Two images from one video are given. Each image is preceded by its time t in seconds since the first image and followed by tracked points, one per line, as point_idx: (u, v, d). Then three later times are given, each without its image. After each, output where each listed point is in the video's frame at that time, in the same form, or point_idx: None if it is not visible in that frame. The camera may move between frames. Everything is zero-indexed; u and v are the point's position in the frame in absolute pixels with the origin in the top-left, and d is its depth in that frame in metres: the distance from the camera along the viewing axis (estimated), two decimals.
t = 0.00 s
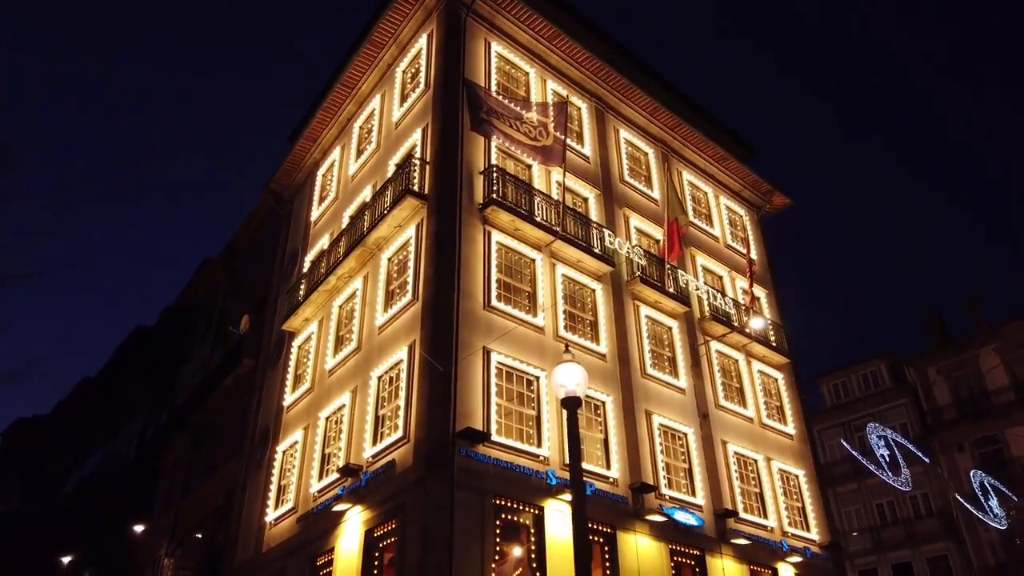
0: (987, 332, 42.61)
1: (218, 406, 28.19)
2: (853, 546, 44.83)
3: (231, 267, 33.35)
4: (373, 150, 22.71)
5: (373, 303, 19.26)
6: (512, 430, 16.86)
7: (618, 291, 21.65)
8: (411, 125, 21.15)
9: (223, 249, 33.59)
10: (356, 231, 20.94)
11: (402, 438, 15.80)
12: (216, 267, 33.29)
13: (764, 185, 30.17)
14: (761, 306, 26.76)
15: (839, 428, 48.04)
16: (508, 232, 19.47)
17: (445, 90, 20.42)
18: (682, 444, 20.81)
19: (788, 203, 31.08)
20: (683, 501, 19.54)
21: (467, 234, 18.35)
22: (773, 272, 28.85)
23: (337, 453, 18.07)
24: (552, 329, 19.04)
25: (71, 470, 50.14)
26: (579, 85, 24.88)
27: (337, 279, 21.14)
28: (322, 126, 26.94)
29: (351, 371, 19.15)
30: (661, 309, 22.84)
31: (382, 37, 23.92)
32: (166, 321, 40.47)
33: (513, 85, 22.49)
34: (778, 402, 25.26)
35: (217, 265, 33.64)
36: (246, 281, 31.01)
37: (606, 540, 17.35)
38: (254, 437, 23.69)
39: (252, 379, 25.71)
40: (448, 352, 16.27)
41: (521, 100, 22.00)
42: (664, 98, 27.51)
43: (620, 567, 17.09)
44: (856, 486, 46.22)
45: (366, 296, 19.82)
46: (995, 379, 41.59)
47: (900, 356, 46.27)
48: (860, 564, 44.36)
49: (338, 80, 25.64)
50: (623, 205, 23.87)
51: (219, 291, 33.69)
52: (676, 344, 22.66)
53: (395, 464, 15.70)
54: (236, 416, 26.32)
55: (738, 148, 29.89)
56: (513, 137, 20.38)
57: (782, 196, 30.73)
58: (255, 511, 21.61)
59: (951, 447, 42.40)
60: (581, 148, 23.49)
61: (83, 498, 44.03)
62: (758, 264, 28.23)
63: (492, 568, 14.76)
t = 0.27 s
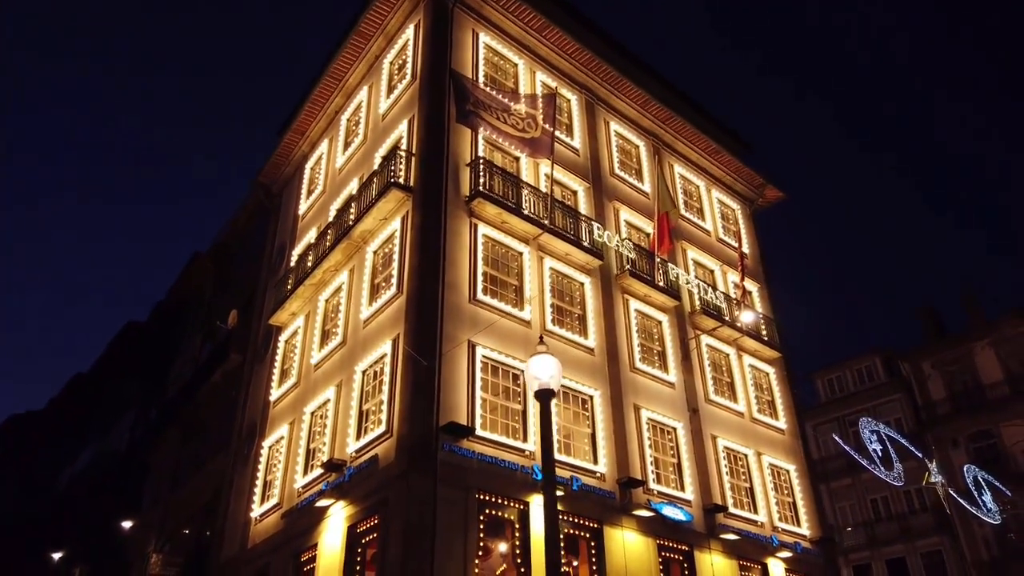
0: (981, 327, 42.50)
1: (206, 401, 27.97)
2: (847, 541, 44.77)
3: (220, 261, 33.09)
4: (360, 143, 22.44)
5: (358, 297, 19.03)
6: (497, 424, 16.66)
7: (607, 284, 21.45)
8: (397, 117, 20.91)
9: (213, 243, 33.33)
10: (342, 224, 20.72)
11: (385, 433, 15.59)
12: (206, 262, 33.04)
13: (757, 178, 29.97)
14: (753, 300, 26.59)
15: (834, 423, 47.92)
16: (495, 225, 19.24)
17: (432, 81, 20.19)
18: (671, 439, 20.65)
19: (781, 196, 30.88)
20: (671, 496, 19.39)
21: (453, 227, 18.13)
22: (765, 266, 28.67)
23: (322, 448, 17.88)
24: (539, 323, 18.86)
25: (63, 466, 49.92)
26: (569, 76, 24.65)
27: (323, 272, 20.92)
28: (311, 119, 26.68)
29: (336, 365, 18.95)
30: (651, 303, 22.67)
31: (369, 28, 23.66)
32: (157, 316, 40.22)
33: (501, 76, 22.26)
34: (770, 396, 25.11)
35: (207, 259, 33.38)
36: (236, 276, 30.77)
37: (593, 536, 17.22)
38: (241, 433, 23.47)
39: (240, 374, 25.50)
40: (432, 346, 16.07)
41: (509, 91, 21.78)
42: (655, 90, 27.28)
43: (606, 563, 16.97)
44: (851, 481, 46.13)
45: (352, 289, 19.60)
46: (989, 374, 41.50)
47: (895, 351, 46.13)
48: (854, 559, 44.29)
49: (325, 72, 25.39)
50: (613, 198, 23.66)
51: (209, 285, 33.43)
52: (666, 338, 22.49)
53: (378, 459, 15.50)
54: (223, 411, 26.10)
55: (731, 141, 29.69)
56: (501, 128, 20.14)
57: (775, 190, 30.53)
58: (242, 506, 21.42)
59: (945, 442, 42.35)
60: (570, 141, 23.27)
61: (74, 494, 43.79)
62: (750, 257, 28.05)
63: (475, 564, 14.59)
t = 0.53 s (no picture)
0: (979, 319, 42.34)
1: (198, 393, 27.83)
2: (844, 534, 44.68)
3: (213, 253, 32.90)
4: (350, 132, 22.23)
5: (347, 286, 18.86)
6: (484, 415, 16.52)
7: (598, 275, 21.28)
8: (386, 105, 20.72)
9: (206, 235, 33.13)
10: (330, 214, 20.54)
11: (371, 423, 15.45)
12: (199, 254, 32.87)
13: (752, 169, 29.78)
14: (747, 291, 26.43)
15: (831, 416, 47.79)
16: (484, 214, 19.06)
17: (421, 69, 20.00)
18: (663, 430, 20.52)
19: (777, 187, 30.67)
20: (662, 487, 19.26)
21: (442, 216, 17.96)
22: (760, 257, 28.50)
23: (309, 439, 17.74)
24: (529, 313, 18.70)
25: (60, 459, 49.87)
26: (561, 65, 24.44)
27: (312, 263, 20.76)
28: (302, 109, 26.48)
29: (324, 355, 18.79)
30: (643, 294, 22.51)
31: (359, 16, 23.45)
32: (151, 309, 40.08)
33: (492, 64, 22.07)
34: (763, 387, 24.96)
35: (200, 251, 33.21)
36: (228, 268, 30.61)
37: (582, 527, 17.08)
38: (231, 424, 23.33)
39: (231, 366, 25.35)
40: (419, 335, 15.91)
41: (500, 79, 21.59)
42: (649, 80, 27.06)
43: (595, 554, 16.83)
44: (848, 474, 46.00)
45: (340, 279, 19.43)
46: (987, 367, 41.37)
47: (893, 344, 45.95)
48: (851, 552, 44.20)
49: (316, 61, 25.19)
50: (606, 188, 23.47)
51: (202, 277, 33.25)
52: (658, 329, 22.34)
53: (364, 449, 15.36)
54: (215, 403, 25.94)
55: (726, 132, 29.49)
56: (490, 117, 19.95)
57: (771, 181, 30.32)
58: (231, 498, 21.29)
59: (943, 435, 42.23)
60: (562, 130, 23.08)
61: (69, 487, 43.68)
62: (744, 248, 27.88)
63: (461, 554, 14.46)
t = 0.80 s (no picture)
0: (977, 314, 42.12)
1: (189, 388, 27.63)
2: (841, 529, 44.56)
3: (205, 247, 32.65)
4: (339, 123, 21.96)
5: (334, 279, 18.63)
6: (472, 409, 16.31)
7: (590, 268, 21.07)
8: (375, 96, 20.47)
9: (198, 229, 32.87)
10: (318, 206, 20.30)
11: (356, 417, 15.25)
12: (191, 248, 32.62)
13: (748, 162, 29.54)
14: (742, 285, 26.21)
15: (828, 411, 47.61)
16: (473, 206, 18.81)
17: (410, 59, 19.75)
18: (655, 425, 20.33)
19: (772, 181, 30.43)
20: (653, 482, 19.08)
21: (430, 207, 17.71)
22: (755, 251, 28.28)
23: (295, 433, 17.54)
24: (518, 306, 18.48)
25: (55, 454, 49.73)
26: (554, 56, 24.17)
27: (300, 255, 20.52)
28: (292, 100, 26.21)
29: (311, 349, 18.58)
30: (636, 287, 22.32)
31: (349, 6, 23.18)
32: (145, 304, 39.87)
33: (482, 54, 21.80)
34: (757, 382, 24.77)
35: (192, 245, 32.97)
36: (220, 262, 30.38)
37: (571, 522, 16.92)
38: (220, 419, 23.12)
39: (221, 360, 25.14)
40: (405, 328, 15.69)
41: (490, 70, 21.33)
42: (643, 71, 26.79)
43: (585, 550, 16.64)
44: (845, 470, 45.84)
45: (328, 272, 19.20)
46: (985, 361, 41.17)
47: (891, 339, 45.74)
48: (848, 547, 44.06)
49: (305, 52, 24.92)
50: (598, 180, 23.23)
51: (194, 272, 33.01)
52: (651, 322, 22.14)
53: (349, 444, 15.15)
54: (205, 398, 25.74)
55: (721, 124, 29.23)
56: (480, 107, 19.68)
57: (767, 174, 30.08)
58: (219, 493, 21.10)
59: (940, 430, 42.08)
60: (554, 121, 22.83)
61: (63, 483, 43.50)
62: (739, 242, 27.67)
63: (447, 550, 14.25)
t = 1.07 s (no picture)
0: (972, 307, 42.00)
1: (179, 380, 27.46)
2: (835, 522, 44.57)
3: (196, 239, 32.42)
4: (326, 112, 21.73)
5: (319, 269, 18.45)
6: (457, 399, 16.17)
7: (579, 258, 20.89)
8: (361, 84, 20.25)
9: (188, 221, 32.65)
10: (305, 195, 20.10)
11: (339, 407, 15.06)
12: (181, 240, 32.39)
13: (741, 152, 29.35)
14: (734, 276, 26.06)
15: (823, 404, 47.54)
16: (461, 196, 18.60)
17: (396, 47, 19.53)
18: (644, 416, 20.19)
19: (766, 172, 30.24)
20: (642, 474, 18.96)
21: (415, 196, 17.51)
22: (747, 242, 28.11)
23: (280, 425, 17.39)
24: (506, 296, 18.31)
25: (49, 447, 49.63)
26: (544, 45, 23.93)
27: (287, 246, 20.33)
28: (280, 90, 25.96)
29: (297, 339, 18.40)
30: (626, 278, 22.14)
31: None
32: (138, 296, 39.68)
33: (471, 43, 21.56)
34: (749, 373, 24.64)
35: (182, 236, 32.74)
36: (210, 253, 30.18)
37: (557, 513, 16.76)
38: (208, 411, 22.97)
39: (209, 351, 24.95)
40: (389, 318, 15.51)
41: (479, 58, 21.10)
42: (634, 61, 26.56)
43: (571, 541, 16.50)
44: (839, 463, 45.80)
45: (314, 262, 19.01)
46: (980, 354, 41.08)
47: (886, 332, 45.61)
48: (842, 540, 44.08)
49: (293, 41, 24.66)
50: (588, 170, 23.02)
51: (185, 263, 32.79)
52: (641, 313, 21.97)
53: (332, 434, 15.00)
54: (193, 389, 25.57)
55: (714, 114, 29.03)
56: (468, 96, 19.44)
57: (760, 165, 29.89)
58: (206, 485, 20.95)
59: (934, 423, 42.03)
60: (544, 111, 22.61)
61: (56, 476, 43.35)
62: (731, 233, 27.50)
63: (430, 543, 14.10)
